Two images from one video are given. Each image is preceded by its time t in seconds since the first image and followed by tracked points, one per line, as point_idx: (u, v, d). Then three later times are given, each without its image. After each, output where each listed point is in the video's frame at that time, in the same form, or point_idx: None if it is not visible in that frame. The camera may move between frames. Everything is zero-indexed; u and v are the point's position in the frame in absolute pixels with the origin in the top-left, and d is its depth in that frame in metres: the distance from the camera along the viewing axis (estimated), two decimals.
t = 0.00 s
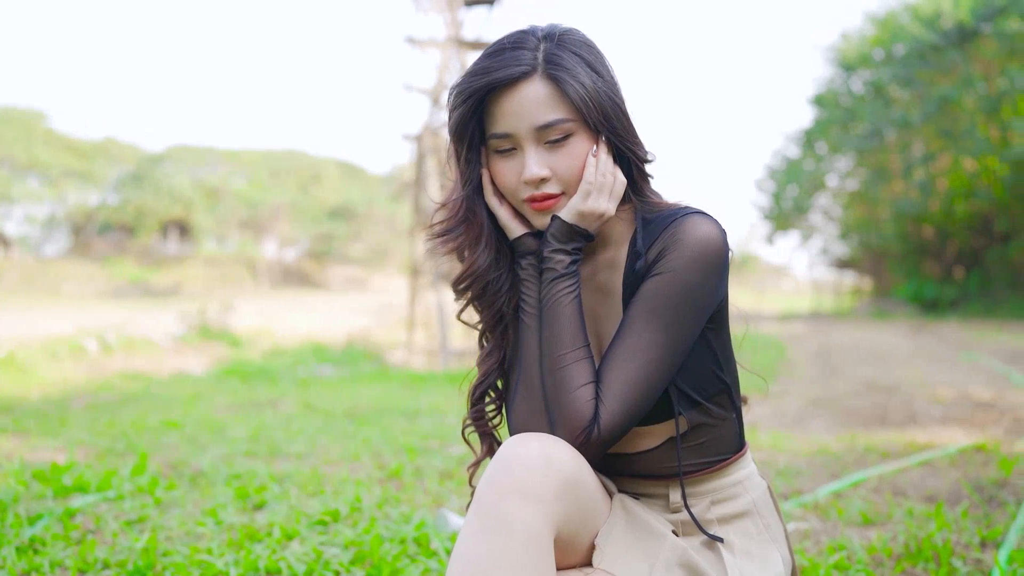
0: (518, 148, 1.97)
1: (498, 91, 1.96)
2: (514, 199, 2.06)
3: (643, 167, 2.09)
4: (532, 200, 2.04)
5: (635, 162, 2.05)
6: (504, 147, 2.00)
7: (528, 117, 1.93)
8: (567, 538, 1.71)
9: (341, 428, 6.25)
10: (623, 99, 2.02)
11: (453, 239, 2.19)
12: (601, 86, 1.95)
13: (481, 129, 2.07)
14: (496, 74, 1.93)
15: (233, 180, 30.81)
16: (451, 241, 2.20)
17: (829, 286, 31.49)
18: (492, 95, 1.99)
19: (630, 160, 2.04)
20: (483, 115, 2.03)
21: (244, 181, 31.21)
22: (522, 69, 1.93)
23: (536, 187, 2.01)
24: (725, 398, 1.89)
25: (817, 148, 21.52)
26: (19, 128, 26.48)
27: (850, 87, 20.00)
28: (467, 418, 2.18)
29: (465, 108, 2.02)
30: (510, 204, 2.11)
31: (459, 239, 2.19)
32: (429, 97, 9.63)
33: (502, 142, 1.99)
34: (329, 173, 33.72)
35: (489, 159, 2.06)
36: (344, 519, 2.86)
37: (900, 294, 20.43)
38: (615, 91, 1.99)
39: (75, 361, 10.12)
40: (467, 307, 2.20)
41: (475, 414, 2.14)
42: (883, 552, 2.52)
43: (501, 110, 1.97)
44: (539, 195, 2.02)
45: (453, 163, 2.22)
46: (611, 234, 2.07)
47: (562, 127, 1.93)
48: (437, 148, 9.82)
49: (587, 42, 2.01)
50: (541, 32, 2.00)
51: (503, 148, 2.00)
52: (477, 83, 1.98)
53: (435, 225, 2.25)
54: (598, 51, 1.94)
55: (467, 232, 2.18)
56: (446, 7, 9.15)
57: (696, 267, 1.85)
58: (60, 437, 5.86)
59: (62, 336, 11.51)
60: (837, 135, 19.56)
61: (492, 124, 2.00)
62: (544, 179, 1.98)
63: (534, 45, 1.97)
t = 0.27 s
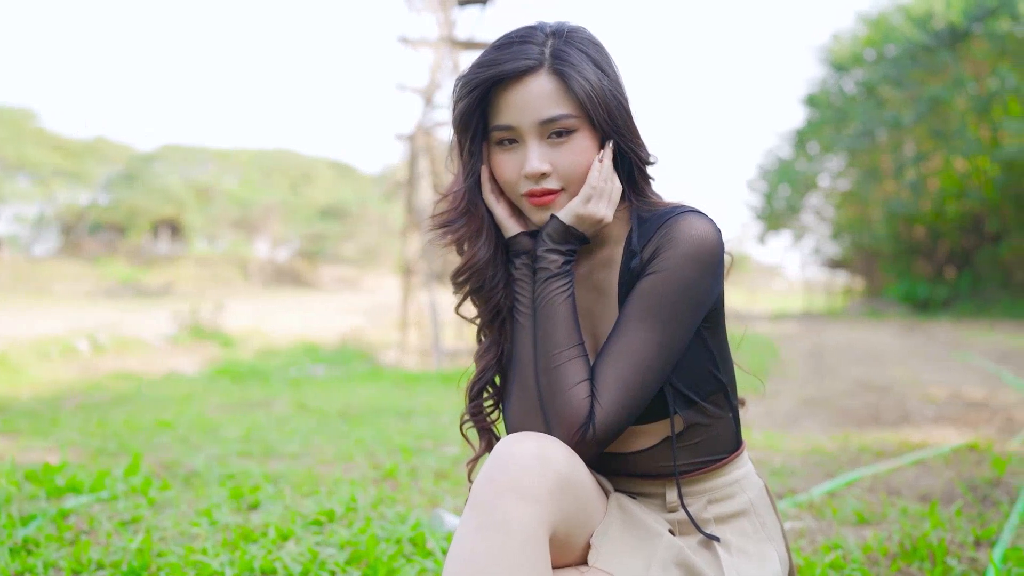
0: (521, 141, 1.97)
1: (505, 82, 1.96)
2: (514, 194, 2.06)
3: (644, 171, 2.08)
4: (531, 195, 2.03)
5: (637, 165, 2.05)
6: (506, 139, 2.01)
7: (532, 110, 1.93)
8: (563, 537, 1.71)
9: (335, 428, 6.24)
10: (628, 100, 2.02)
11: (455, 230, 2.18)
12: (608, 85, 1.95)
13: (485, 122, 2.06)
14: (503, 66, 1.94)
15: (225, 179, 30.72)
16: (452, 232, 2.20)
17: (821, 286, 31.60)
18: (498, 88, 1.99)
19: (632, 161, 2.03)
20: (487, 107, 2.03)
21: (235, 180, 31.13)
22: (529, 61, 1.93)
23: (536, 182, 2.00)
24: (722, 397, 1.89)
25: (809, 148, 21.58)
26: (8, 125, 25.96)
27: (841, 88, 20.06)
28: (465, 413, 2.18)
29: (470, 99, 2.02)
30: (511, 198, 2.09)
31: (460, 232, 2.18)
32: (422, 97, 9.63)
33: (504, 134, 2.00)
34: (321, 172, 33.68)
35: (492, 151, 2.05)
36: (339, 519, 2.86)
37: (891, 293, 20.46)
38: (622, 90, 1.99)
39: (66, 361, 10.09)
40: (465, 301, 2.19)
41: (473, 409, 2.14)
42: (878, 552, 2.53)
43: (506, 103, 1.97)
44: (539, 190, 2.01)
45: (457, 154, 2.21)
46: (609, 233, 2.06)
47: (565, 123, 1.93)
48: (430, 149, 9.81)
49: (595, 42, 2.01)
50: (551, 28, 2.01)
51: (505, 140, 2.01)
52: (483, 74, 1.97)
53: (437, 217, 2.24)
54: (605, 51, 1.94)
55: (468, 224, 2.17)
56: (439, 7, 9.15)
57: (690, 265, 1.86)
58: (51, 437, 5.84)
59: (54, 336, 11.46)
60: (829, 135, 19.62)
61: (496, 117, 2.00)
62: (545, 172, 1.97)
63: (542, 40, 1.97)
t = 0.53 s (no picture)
0: (521, 136, 1.98)
1: (508, 76, 1.97)
2: (511, 188, 2.06)
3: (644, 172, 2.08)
4: (529, 190, 2.03)
5: (636, 166, 2.05)
6: (506, 132, 2.01)
7: (534, 105, 1.93)
8: (558, 536, 1.72)
9: (327, 427, 6.24)
10: (631, 101, 2.02)
11: (453, 221, 2.19)
12: (610, 84, 1.95)
13: (486, 115, 2.06)
14: (507, 60, 1.94)
15: (215, 179, 30.60)
16: (450, 224, 2.20)
17: (811, 287, 31.72)
18: (501, 81, 1.99)
19: (632, 162, 2.04)
20: (489, 100, 2.03)
21: (226, 180, 31.04)
22: (533, 56, 1.93)
23: (534, 177, 2.01)
24: (716, 396, 1.90)
25: (800, 149, 21.63)
26: None
27: (832, 88, 20.13)
28: (461, 408, 2.19)
29: (473, 91, 2.02)
30: (508, 193, 2.10)
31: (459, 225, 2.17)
32: (414, 97, 9.63)
33: (505, 127, 2.00)
34: (313, 172, 33.61)
35: (491, 145, 2.06)
36: (333, 519, 2.86)
37: (881, 293, 20.55)
38: (624, 91, 2.00)
39: (56, 361, 10.04)
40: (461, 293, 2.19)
41: (469, 403, 2.15)
42: (872, 550, 2.54)
43: (509, 96, 1.98)
44: (536, 185, 2.02)
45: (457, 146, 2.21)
46: (604, 232, 2.07)
47: (566, 119, 1.94)
48: (422, 148, 9.81)
49: (600, 42, 2.02)
50: (558, 26, 2.01)
51: (505, 133, 2.01)
52: (487, 66, 1.97)
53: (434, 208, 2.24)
54: (610, 49, 1.94)
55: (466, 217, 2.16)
56: (431, 7, 9.14)
57: (684, 264, 1.86)
58: (41, 438, 5.81)
59: (43, 336, 11.41)
60: (820, 135, 19.67)
61: (498, 110, 2.00)
62: (543, 168, 1.97)
63: (547, 37, 1.98)
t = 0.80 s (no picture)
0: (521, 128, 1.98)
1: (510, 69, 1.98)
2: (506, 182, 2.06)
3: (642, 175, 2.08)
4: (524, 183, 2.03)
5: (634, 167, 2.05)
6: (505, 125, 2.01)
7: (534, 98, 1.94)
8: (556, 537, 1.72)
9: (320, 427, 6.23)
10: (631, 103, 2.03)
11: (444, 212, 2.19)
12: (611, 83, 1.97)
13: (486, 108, 2.06)
14: (510, 52, 1.95)
15: (206, 178, 30.50)
16: (443, 213, 2.20)
17: (802, 287, 31.84)
18: (503, 74, 2.00)
19: (630, 164, 2.04)
20: (490, 93, 2.03)
21: (217, 179, 30.95)
22: (536, 51, 1.94)
23: (530, 170, 2.00)
24: (712, 397, 1.90)
25: (791, 149, 21.69)
26: None
27: (823, 88, 20.20)
28: (457, 406, 2.19)
29: (474, 81, 2.01)
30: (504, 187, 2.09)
31: (449, 212, 2.17)
32: (405, 97, 9.62)
33: (504, 120, 2.01)
34: (304, 172, 33.55)
35: (489, 137, 2.06)
36: (327, 519, 2.85)
37: (872, 293, 20.60)
38: (625, 92, 2.01)
39: (47, 362, 10.00)
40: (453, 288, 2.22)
41: (465, 400, 2.15)
42: (865, 550, 2.55)
43: (510, 89, 1.98)
44: (532, 178, 2.02)
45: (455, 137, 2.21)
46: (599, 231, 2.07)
47: (565, 114, 1.94)
48: (414, 148, 9.80)
49: (604, 43, 2.03)
50: (563, 25, 2.03)
51: (504, 126, 2.01)
52: (490, 57, 1.98)
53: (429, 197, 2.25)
54: (613, 49, 1.96)
55: (458, 207, 2.17)
56: (423, 6, 9.13)
57: (680, 264, 1.86)
58: (32, 439, 5.79)
59: (33, 336, 11.37)
60: (810, 135, 19.74)
61: (498, 102, 2.00)
62: (540, 162, 1.97)
63: (551, 34, 1.99)
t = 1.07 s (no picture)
0: (519, 121, 1.98)
1: (512, 63, 1.98)
2: (504, 174, 2.05)
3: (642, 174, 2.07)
4: (521, 176, 2.03)
5: (634, 164, 2.05)
6: (505, 117, 2.01)
7: (535, 90, 1.94)
8: (554, 537, 1.72)
9: (313, 427, 6.22)
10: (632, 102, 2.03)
11: (439, 199, 2.24)
12: (613, 80, 1.97)
13: (488, 99, 2.06)
14: (513, 46, 1.95)
15: (199, 178, 30.44)
16: (440, 200, 2.24)
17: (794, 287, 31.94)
18: (505, 66, 2.00)
19: (629, 161, 2.04)
20: (492, 86, 2.03)
21: (209, 179, 30.89)
22: (539, 45, 1.95)
23: (528, 163, 2.00)
24: (709, 396, 1.90)
25: (783, 149, 21.75)
26: None
27: (815, 88, 20.27)
28: (456, 401, 2.19)
29: (477, 72, 2.02)
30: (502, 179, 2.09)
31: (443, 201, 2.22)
32: (398, 96, 9.62)
33: (504, 112, 2.00)
34: (297, 171, 33.50)
35: (489, 129, 2.06)
36: (321, 520, 2.85)
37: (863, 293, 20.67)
38: (626, 91, 2.01)
39: (38, 361, 9.97)
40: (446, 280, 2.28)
41: (464, 394, 2.15)
42: (859, 548, 2.57)
43: (512, 80, 1.98)
44: (529, 171, 2.00)
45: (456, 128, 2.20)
46: (596, 229, 2.06)
47: (565, 109, 1.94)
48: (407, 148, 9.80)
49: (606, 42, 2.04)
50: (566, 22, 2.04)
51: (504, 118, 2.01)
52: (493, 48, 1.98)
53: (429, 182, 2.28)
54: (616, 47, 1.97)
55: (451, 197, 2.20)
56: (416, 6, 9.13)
57: (679, 264, 1.87)
58: (23, 439, 5.77)
59: (24, 336, 11.33)
60: (802, 135, 19.80)
61: (499, 94, 2.00)
62: (538, 155, 1.96)
63: (553, 30, 1.99)
